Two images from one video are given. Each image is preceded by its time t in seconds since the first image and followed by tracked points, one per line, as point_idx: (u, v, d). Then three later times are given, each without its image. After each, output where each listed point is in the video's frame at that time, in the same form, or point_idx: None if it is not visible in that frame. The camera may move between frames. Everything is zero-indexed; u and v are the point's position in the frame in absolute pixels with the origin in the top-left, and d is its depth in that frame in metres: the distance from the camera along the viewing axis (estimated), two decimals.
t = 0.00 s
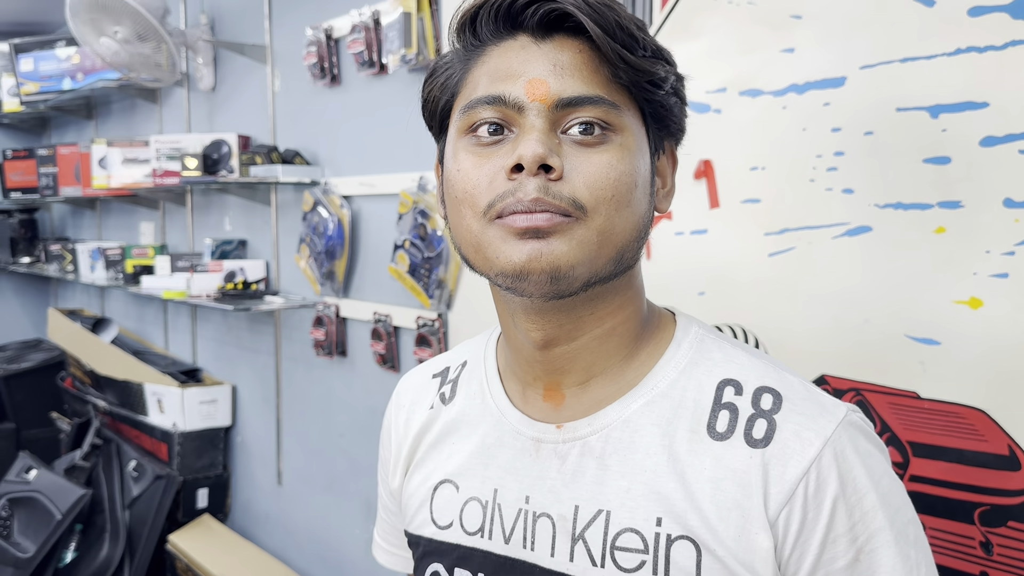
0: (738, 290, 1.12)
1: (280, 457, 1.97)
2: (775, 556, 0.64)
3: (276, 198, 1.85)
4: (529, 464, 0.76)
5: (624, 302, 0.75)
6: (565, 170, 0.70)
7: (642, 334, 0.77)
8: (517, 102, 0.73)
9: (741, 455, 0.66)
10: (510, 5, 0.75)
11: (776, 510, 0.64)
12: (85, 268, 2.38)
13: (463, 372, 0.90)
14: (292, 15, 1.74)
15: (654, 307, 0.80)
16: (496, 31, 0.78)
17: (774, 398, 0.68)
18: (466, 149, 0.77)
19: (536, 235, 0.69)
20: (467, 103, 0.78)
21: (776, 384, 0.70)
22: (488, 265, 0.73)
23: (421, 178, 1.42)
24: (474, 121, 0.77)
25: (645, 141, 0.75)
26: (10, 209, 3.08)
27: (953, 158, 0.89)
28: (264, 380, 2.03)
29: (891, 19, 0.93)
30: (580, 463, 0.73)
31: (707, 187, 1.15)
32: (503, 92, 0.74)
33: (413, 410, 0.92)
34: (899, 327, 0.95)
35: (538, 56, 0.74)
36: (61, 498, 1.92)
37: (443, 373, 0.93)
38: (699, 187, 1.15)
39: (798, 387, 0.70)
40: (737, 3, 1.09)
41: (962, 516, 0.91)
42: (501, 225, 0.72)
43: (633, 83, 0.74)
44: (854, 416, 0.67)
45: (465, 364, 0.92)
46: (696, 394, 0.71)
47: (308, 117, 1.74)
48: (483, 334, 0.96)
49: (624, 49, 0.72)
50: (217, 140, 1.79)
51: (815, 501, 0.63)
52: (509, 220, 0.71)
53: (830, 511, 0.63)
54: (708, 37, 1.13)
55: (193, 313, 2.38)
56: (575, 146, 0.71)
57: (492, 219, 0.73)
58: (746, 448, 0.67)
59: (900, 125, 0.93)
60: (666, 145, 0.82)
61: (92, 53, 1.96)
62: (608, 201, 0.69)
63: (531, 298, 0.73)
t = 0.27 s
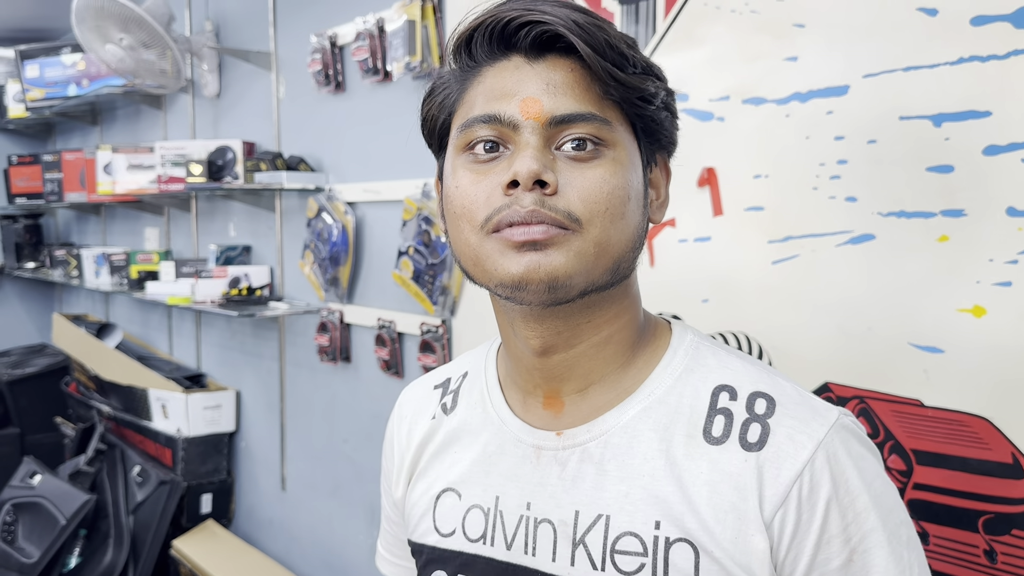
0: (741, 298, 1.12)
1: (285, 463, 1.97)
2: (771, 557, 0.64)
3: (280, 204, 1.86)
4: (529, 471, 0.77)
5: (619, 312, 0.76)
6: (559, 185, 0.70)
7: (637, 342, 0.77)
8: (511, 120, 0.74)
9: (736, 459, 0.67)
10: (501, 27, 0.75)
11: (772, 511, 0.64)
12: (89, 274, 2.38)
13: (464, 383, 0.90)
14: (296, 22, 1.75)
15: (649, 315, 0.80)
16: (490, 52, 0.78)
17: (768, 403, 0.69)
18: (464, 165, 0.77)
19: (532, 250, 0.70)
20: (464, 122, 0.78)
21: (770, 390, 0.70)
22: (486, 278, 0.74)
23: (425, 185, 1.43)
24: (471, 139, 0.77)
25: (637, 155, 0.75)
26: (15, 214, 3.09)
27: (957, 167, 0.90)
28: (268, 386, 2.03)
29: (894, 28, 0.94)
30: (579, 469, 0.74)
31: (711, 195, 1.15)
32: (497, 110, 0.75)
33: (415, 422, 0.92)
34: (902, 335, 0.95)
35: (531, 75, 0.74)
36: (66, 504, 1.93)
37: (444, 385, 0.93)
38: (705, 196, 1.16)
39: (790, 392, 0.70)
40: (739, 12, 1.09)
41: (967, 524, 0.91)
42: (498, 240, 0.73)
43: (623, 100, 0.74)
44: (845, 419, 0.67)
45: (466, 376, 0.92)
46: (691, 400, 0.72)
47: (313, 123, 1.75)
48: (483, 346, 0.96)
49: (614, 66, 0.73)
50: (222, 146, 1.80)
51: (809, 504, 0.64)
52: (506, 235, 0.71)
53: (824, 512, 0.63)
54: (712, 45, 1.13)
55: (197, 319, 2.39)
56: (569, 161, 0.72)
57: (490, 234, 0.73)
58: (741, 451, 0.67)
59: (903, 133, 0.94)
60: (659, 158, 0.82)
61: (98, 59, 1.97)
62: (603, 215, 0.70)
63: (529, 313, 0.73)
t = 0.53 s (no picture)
0: (742, 304, 1.13)
1: (287, 468, 1.97)
2: (770, 562, 0.65)
3: (283, 209, 1.86)
4: (530, 479, 0.77)
5: (616, 322, 0.76)
6: (553, 202, 0.71)
7: (634, 351, 0.77)
8: (504, 137, 0.74)
9: (735, 465, 0.67)
10: (491, 43, 0.76)
11: (770, 516, 0.65)
12: (93, 279, 2.39)
13: (464, 392, 0.90)
14: (299, 28, 1.76)
15: (646, 323, 0.80)
16: (481, 69, 0.78)
17: (765, 409, 0.69)
18: (460, 183, 0.78)
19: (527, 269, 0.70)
20: (458, 139, 0.78)
21: (767, 396, 0.70)
22: (483, 295, 0.74)
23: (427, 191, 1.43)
24: (465, 156, 0.78)
25: (630, 168, 0.75)
26: (19, 220, 3.09)
27: (957, 174, 0.90)
28: (270, 391, 2.04)
29: (895, 36, 0.94)
30: (580, 477, 0.74)
31: (712, 202, 1.16)
32: (490, 128, 0.75)
33: (416, 430, 0.92)
34: (904, 342, 0.96)
35: (522, 91, 0.75)
36: (69, 509, 1.93)
37: (443, 393, 0.93)
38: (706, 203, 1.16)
39: (786, 398, 0.70)
40: (741, 19, 1.10)
41: (968, 531, 0.91)
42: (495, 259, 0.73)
43: (615, 114, 0.74)
44: (842, 424, 0.68)
45: (465, 384, 0.91)
46: (690, 408, 0.72)
47: (316, 129, 1.75)
48: (482, 354, 0.95)
49: (604, 81, 0.73)
50: (225, 152, 1.81)
51: (807, 509, 0.64)
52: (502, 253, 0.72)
53: (821, 517, 0.64)
54: (713, 52, 1.13)
55: (200, 324, 2.40)
56: (562, 177, 0.72)
57: (486, 252, 0.74)
58: (739, 457, 0.67)
59: (904, 141, 0.94)
60: (653, 168, 0.82)
61: (101, 66, 1.98)
62: (595, 231, 0.70)
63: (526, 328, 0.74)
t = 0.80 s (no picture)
0: (743, 308, 1.13)
1: (289, 472, 1.97)
2: (772, 563, 0.65)
3: (285, 214, 1.87)
4: (532, 481, 0.77)
5: (618, 326, 0.76)
6: (554, 213, 0.71)
7: (637, 353, 0.77)
8: (504, 149, 0.74)
9: (737, 468, 0.67)
10: (489, 54, 0.76)
11: (772, 519, 0.65)
12: (95, 283, 2.40)
13: (467, 394, 0.90)
14: (302, 34, 1.77)
15: (648, 325, 0.81)
16: (480, 78, 0.78)
17: (766, 413, 0.69)
18: (461, 194, 0.79)
19: (529, 280, 0.71)
20: (458, 149, 0.79)
21: (769, 400, 0.71)
22: (486, 306, 0.75)
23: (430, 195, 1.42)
24: (466, 167, 0.78)
25: (630, 173, 0.75)
26: (21, 224, 3.10)
27: (957, 178, 0.90)
28: (272, 395, 2.04)
29: (895, 40, 0.94)
30: (583, 480, 0.74)
31: (714, 206, 1.16)
32: (490, 139, 0.75)
33: (417, 433, 0.92)
34: (905, 345, 0.96)
35: (521, 102, 0.75)
36: (71, 513, 1.93)
37: (446, 396, 0.93)
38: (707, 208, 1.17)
39: (787, 401, 0.71)
40: (742, 24, 1.10)
41: (970, 535, 0.91)
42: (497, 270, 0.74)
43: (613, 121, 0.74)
44: (842, 427, 0.68)
45: (467, 387, 0.91)
46: (692, 410, 0.72)
47: (318, 134, 1.76)
48: (484, 356, 0.96)
49: (602, 89, 0.73)
50: (228, 157, 1.81)
51: (809, 513, 0.64)
52: (504, 264, 0.72)
53: (823, 521, 0.64)
54: (714, 57, 1.14)
55: (202, 328, 2.40)
56: (562, 188, 0.73)
57: (488, 263, 0.75)
58: (741, 461, 0.67)
59: (904, 145, 0.94)
60: (653, 170, 0.82)
61: (104, 71, 1.98)
62: (597, 239, 0.70)
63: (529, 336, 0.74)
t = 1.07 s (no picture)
0: (742, 307, 1.13)
1: (289, 475, 1.97)
2: (768, 559, 0.64)
3: (285, 216, 1.87)
4: (527, 479, 0.77)
5: (613, 323, 0.76)
6: (547, 210, 0.71)
7: (632, 351, 0.77)
8: (497, 146, 0.74)
9: (732, 462, 0.67)
10: (481, 51, 0.76)
11: (768, 514, 0.64)
12: (96, 286, 2.40)
13: (460, 393, 0.90)
14: (302, 37, 1.77)
15: (643, 322, 0.80)
16: (473, 76, 0.78)
17: (762, 407, 0.69)
18: (455, 191, 0.78)
19: (524, 278, 0.70)
20: (452, 147, 0.79)
21: (764, 395, 0.70)
22: (480, 304, 0.75)
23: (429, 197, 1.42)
24: (459, 165, 0.78)
25: (624, 170, 0.75)
26: (22, 227, 3.11)
27: (957, 178, 0.90)
28: (272, 398, 2.04)
29: (895, 39, 0.94)
30: (578, 477, 0.74)
31: (713, 207, 1.16)
32: (483, 137, 0.75)
33: (410, 432, 0.91)
34: (905, 346, 0.95)
35: (514, 99, 0.75)
36: (71, 516, 1.94)
37: (439, 395, 0.92)
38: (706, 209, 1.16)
39: (781, 395, 0.70)
40: (741, 24, 1.10)
41: (971, 537, 0.91)
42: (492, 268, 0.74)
43: (607, 118, 0.74)
44: (838, 421, 0.68)
45: (461, 385, 0.91)
46: (687, 406, 0.72)
47: (318, 136, 1.76)
48: (478, 354, 0.95)
49: (596, 86, 0.73)
50: (227, 160, 1.81)
51: (805, 507, 0.64)
52: (498, 262, 0.72)
53: (819, 515, 0.63)
54: (714, 57, 1.14)
55: (202, 331, 2.40)
56: (556, 185, 0.72)
57: (482, 260, 0.74)
58: (736, 455, 0.67)
59: (903, 145, 0.94)
60: (647, 167, 0.82)
61: (104, 74, 1.99)
62: (591, 237, 0.70)
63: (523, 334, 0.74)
